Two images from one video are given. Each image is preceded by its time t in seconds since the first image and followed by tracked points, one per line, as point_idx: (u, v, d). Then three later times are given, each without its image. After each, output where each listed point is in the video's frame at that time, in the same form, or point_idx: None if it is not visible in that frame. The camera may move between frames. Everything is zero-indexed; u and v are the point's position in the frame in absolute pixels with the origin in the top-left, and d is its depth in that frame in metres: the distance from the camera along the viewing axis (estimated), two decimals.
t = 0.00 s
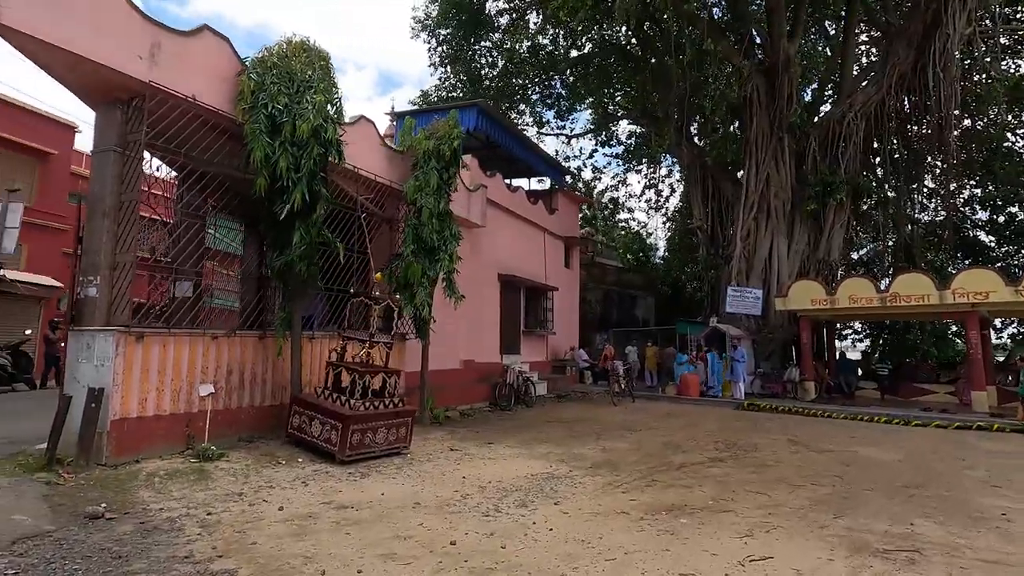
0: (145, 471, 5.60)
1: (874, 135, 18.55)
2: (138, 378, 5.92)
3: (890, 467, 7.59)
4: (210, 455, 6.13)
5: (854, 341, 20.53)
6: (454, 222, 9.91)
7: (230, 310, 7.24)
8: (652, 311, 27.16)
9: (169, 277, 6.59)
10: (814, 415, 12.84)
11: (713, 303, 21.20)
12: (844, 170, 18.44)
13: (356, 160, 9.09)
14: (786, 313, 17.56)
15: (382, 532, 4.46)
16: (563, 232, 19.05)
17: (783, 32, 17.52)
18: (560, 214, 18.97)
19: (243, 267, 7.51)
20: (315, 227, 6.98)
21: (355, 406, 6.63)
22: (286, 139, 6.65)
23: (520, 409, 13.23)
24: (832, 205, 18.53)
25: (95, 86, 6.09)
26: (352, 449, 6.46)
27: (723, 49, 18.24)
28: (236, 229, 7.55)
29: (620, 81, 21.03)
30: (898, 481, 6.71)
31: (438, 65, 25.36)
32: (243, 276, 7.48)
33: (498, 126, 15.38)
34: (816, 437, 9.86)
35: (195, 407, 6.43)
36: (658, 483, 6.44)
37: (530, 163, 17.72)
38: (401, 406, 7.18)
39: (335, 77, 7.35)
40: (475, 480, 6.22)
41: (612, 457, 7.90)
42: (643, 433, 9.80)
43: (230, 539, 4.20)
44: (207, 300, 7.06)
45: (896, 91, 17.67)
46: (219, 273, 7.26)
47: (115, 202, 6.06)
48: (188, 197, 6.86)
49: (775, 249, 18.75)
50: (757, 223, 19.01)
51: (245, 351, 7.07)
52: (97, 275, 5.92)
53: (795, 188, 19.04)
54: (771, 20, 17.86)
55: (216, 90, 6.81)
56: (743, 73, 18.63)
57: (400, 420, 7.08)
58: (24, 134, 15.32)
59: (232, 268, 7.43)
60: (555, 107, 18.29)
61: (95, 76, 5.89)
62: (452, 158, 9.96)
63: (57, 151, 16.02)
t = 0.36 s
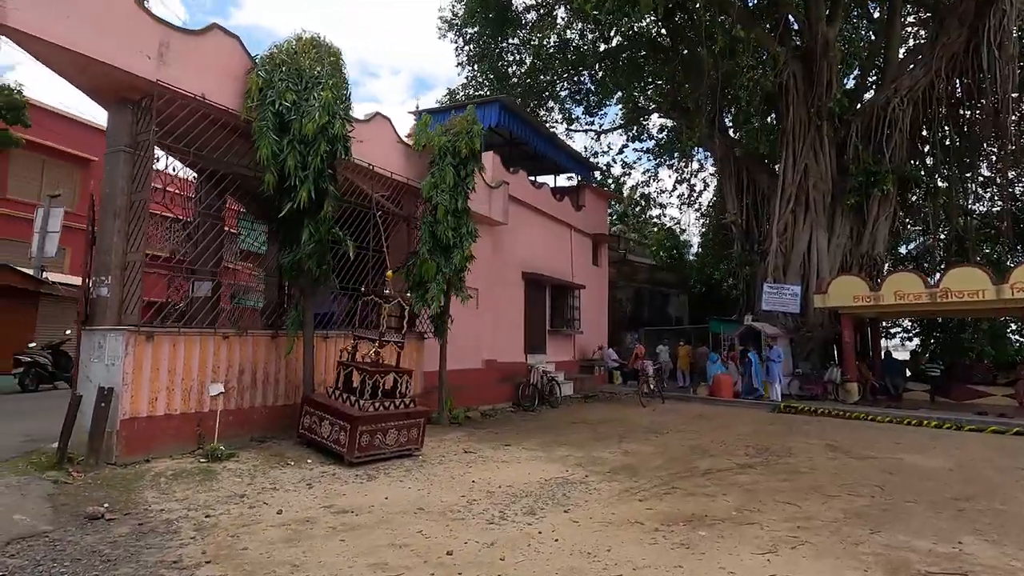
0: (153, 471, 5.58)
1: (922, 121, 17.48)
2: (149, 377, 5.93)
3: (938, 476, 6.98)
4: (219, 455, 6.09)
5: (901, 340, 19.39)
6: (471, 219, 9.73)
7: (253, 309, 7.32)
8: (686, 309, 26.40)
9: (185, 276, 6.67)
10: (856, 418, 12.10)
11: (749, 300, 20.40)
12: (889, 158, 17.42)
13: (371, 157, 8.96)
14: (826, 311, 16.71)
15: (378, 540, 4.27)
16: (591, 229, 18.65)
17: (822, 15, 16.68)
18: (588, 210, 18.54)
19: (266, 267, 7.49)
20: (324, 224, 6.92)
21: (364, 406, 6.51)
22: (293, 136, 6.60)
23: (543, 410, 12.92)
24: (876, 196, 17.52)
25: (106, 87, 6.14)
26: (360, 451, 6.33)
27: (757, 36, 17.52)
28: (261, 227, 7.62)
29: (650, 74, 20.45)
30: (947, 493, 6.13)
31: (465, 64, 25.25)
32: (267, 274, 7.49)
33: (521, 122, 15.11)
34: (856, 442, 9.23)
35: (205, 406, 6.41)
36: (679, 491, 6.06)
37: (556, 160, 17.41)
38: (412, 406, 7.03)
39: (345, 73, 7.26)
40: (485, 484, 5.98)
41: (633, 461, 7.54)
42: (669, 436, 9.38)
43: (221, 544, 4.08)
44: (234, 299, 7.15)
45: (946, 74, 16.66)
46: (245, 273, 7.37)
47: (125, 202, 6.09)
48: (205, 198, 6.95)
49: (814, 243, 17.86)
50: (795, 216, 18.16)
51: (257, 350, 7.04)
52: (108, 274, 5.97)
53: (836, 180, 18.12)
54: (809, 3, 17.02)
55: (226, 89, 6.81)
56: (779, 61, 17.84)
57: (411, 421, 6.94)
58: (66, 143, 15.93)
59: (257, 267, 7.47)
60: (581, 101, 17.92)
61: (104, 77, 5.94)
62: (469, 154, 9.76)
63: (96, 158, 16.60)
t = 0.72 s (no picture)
0: (152, 467, 5.57)
1: (970, 105, 16.44)
2: (151, 374, 5.93)
3: (984, 485, 6.39)
4: (220, 453, 6.05)
5: (949, 339, 18.27)
6: (483, 214, 9.55)
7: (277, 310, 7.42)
8: (717, 307, 25.60)
9: (199, 275, 6.77)
10: (896, 421, 11.37)
11: (782, 297, 19.59)
12: (933, 145, 16.43)
13: (381, 153, 8.85)
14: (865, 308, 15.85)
15: (361, 543, 4.10)
16: (616, 225, 18.21)
17: None
18: (613, 206, 18.08)
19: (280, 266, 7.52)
20: (326, 220, 6.83)
21: (365, 404, 6.38)
22: (293, 131, 6.53)
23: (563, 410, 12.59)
24: (919, 185, 16.56)
25: (109, 87, 6.18)
26: (361, 450, 6.21)
27: (789, 22, 16.78)
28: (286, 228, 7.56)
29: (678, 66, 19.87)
30: (992, 504, 5.58)
31: (490, 63, 25.09)
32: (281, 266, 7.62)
33: (540, 117, 14.84)
34: (893, 447, 8.63)
35: (209, 405, 6.40)
36: (692, 496, 5.71)
37: (579, 156, 17.06)
38: (418, 404, 6.88)
39: (347, 65, 7.15)
40: (486, 485, 5.76)
41: (647, 463, 7.20)
42: (690, 439, 8.96)
43: (201, 545, 3.98)
44: (264, 299, 7.37)
45: (996, 54, 15.62)
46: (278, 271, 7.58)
47: (128, 200, 6.14)
48: (218, 196, 7.20)
49: (852, 237, 16.98)
50: (830, 209, 17.33)
51: (262, 347, 7.00)
52: (112, 272, 6.01)
53: (875, 170, 17.22)
54: None
55: (230, 86, 6.78)
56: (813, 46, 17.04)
57: (416, 420, 6.78)
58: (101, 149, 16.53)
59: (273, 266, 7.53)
60: (604, 95, 17.55)
61: (107, 76, 5.99)
62: (481, 148, 9.59)
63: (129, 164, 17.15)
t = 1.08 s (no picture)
0: (143, 471, 5.51)
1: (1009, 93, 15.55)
2: (144, 376, 5.89)
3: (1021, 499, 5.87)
4: (212, 457, 5.97)
5: (989, 341, 17.32)
6: (489, 214, 9.32)
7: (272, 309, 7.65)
8: (742, 308, 24.88)
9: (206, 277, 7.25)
10: (929, 428, 10.73)
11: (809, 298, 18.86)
12: (969, 136, 15.59)
13: (384, 153, 8.76)
14: (897, 308, 15.10)
15: (336, 555, 3.93)
16: (634, 225, 17.79)
17: None
18: (631, 205, 17.67)
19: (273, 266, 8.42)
20: (323, 221, 6.74)
21: (359, 408, 6.23)
22: (287, 131, 6.47)
23: (576, 414, 12.27)
24: (955, 179, 15.72)
25: (105, 89, 6.18)
26: (355, 455, 6.07)
27: (814, 11, 16.02)
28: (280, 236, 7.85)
29: (699, 61, 19.30)
30: None
31: (507, 64, 24.91)
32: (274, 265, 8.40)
33: (553, 116, 14.59)
34: (923, 456, 8.09)
35: (205, 408, 6.34)
36: (697, 508, 5.38)
37: (596, 155, 16.74)
38: (415, 408, 6.70)
39: (343, 64, 7.07)
40: (479, 493, 5.55)
41: (654, 472, 6.87)
42: (704, 446, 8.56)
43: (172, 554, 3.86)
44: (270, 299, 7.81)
45: None
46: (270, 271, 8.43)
47: (123, 202, 6.12)
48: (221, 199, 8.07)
49: (882, 234, 16.22)
50: (859, 205, 16.61)
51: (260, 350, 6.94)
52: (107, 274, 6.00)
53: (907, 164, 16.44)
54: None
55: (226, 86, 6.75)
56: (838, 36, 16.28)
57: (413, 425, 6.61)
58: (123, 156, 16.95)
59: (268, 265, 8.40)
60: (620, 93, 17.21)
61: (102, 79, 5.99)
62: (486, 146, 9.40)
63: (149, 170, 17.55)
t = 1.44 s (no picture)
0: (127, 477, 5.40)
1: None
2: (131, 381, 5.80)
3: None
4: (199, 463, 5.84)
5: None
6: (492, 215, 9.07)
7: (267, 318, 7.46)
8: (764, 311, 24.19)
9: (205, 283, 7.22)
10: (960, 437, 10.13)
11: (833, 300, 18.18)
12: (1002, 129, 14.83)
13: (383, 153, 8.60)
14: (926, 311, 14.40)
15: (305, 570, 3.72)
16: (649, 225, 17.35)
17: None
18: (645, 205, 17.22)
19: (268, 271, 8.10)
20: (315, 222, 6.62)
21: (349, 413, 6.03)
22: (276, 131, 6.39)
23: (586, 420, 11.94)
24: (987, 174, 14.96)
25: (95, 91, 6.13)
26: (344, 462, 5.88)
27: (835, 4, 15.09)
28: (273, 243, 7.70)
29: (717, 58, 18.76)
30: None
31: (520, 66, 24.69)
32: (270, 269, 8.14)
33: (562, 115, 14.26)
34: (951, 467, 7.58)
35: (195, 412, 6.25)
36: (699, 522, 5.04)
37: (609, 156, 16.39)
38: (408, 414, 6.47)
39: (336, 63, 6.94)
40: (469, 503, 5.30)
41: (659, 482, 6.53)
42: (715, 454, 8.17)
43: (135, 567, 3.69)
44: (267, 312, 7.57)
45: None
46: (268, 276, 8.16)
47: (113, 204, 6.08)
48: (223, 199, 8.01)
49: (910, 232, 15.52)
50: (885, 203, 15.94)
51: (253, 355, 6.82)
52: (96, 277, 5.93)
53: (935, 159, 15.71)
54: None
55: (218, 86, 6.68)
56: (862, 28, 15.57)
57: (406, 431, 6.39)
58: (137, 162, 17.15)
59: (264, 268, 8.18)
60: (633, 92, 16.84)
61: (91, 81, 5.93)
62: (489, 146, 9.16)
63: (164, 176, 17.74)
